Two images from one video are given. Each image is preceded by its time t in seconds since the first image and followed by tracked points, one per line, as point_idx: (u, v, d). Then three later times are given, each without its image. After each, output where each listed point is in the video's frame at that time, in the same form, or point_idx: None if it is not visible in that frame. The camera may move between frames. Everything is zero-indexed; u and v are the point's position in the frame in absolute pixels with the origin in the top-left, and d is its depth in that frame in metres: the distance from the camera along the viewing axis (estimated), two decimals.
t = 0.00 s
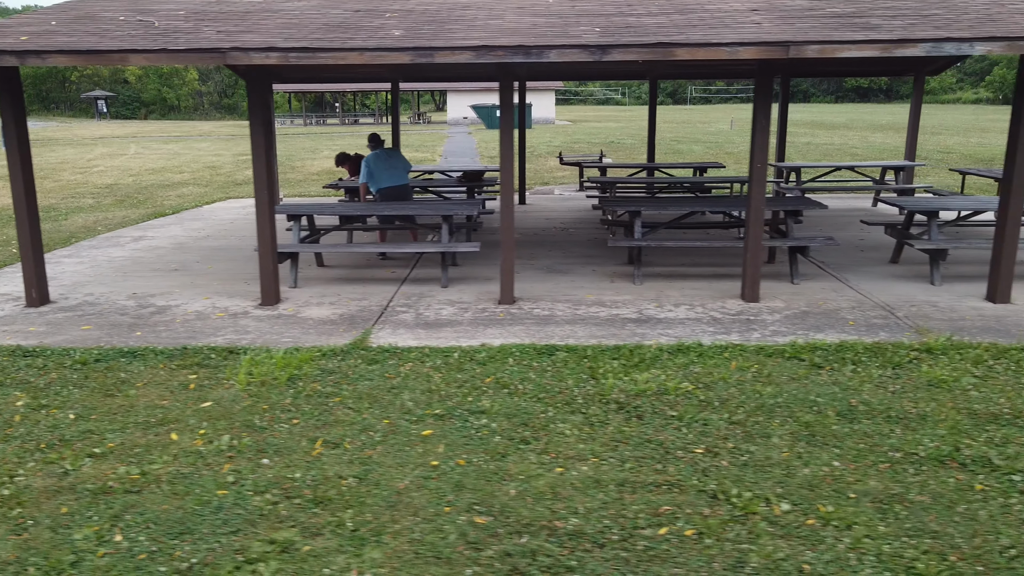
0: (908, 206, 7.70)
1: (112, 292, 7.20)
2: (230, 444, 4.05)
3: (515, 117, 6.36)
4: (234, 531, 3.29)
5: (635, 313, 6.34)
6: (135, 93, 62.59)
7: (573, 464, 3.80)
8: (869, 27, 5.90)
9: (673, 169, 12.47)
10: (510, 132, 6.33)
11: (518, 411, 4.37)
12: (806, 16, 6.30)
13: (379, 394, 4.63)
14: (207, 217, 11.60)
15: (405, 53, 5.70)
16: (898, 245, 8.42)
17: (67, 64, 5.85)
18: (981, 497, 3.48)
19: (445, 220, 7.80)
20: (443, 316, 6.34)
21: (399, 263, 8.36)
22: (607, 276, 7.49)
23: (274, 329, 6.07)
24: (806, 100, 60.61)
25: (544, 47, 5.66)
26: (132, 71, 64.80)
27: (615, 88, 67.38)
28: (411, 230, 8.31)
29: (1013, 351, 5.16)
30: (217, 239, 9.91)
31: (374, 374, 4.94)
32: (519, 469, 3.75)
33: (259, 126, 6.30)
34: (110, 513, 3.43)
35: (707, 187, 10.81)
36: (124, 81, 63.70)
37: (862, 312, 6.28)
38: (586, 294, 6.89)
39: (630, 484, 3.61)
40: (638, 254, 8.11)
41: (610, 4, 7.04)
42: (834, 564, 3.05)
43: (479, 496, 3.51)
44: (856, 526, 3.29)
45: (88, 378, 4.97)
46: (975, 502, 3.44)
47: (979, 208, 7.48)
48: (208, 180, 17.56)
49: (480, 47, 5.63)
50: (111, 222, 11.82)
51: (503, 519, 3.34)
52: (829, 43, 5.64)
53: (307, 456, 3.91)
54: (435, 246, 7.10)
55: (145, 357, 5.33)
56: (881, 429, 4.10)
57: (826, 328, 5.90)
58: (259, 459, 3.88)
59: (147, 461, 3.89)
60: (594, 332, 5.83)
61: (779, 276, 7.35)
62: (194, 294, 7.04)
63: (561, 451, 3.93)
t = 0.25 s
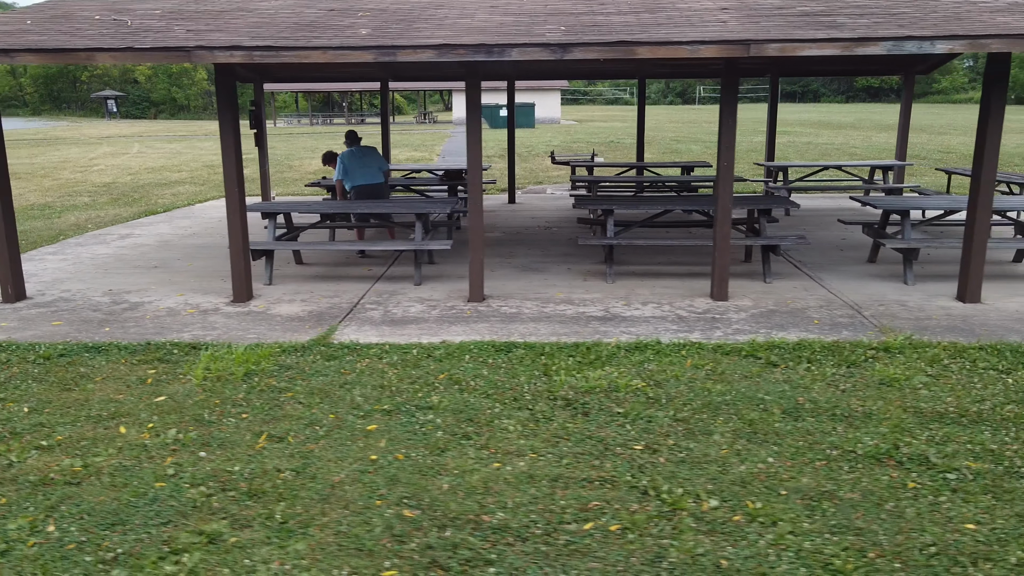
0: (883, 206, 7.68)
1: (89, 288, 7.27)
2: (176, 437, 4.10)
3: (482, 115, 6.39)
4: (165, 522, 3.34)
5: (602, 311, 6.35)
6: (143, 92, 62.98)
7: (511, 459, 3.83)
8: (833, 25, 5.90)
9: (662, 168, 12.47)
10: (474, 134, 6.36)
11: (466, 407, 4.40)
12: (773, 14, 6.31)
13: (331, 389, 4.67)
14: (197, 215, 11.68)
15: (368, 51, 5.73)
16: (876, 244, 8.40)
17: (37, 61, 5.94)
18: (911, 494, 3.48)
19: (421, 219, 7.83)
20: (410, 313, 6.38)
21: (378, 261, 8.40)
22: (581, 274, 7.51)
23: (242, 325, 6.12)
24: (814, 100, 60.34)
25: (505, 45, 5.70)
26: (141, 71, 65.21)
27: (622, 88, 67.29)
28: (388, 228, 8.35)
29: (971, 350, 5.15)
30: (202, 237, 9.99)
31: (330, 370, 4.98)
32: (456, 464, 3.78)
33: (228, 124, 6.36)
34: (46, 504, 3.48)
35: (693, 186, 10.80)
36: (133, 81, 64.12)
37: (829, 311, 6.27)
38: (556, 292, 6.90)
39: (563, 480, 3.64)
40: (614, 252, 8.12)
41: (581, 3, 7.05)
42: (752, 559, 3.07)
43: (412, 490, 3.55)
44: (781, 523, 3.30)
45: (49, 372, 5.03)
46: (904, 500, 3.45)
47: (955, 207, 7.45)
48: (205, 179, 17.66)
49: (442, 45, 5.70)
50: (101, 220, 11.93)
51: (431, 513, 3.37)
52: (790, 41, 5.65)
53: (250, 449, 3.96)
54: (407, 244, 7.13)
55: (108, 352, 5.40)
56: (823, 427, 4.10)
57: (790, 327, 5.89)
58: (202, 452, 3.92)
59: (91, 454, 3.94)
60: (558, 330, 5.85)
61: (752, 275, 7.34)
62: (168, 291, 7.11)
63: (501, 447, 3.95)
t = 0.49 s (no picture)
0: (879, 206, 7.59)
1: (89, 283, 7.45)
2: (144, 427, 4.20)
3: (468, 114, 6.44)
4: (118, 508, 3.43)
5: (585, 309, 6.37)
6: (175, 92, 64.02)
7: (464, 454, 3.87)
8: (817, 23, 5.87)
9: (670, 168, 12.42)
10: (460, 133, 6.42)
11: (429, 402, 4.45)
12: (759, 12, 6.29)
13: (302, 383, 4.75)
14: (207, 212, 11.88)
15: (351, 51, 5.82)
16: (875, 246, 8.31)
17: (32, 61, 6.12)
18: (858, 495, 3.46)
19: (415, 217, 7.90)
20: (396, 310, 6.45)
21: (375, 258, 8.49)
22: (572, 273, 7.52)
23: (229, 320, 6.23)
24: (843, 99, 59.53)
25: (486, 44, 5.75)
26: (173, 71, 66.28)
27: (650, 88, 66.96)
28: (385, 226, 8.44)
29: (949, 352, 5.09)
30: (208, 233, 10.16)
31: (305, 364, 5.06)
32: (409, 458, 3.83)
33: (219, 122, 6.49)
34: (8, 488, 3.60)
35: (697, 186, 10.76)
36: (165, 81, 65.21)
37: (815, 311, 6.22)
38: (544, 290, 6.93)
39: (512, 475, 3.67)
40: (608, 251, 8.12)
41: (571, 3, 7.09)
42: (684, 555, 3.08)
43: (361, 482, 3.61)
44: (721, 521, 3.30)
45: (35, 363, 5.18)
46: (848, 500, 3.43)
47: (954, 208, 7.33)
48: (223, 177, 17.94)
49: (424, 45, 5.77)
50: (115, 217, 12.18)
51: (376, 505, 3.42)
52: (771, 40, 5.63)
53: (212, 439, 4.04)
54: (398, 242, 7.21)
55: (95, 344, 5.53)
56: (782, 426, 4.09)
57: (771, 327, 5.86)
58: (166, 442, 4.02)
59: (60, 442, 4.05)
60: (537, 328, 5.88)
61: (744, 275, 7.31)
62: (164, 286, 7.25)
63: (457, 442, 4.00)
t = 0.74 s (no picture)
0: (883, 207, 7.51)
1: (99, 277, 7.64)
2: (129, 417, 4.31)
3: (465, 113, 6.50)
4: (93, 495, 3.53)
5: (580, 308, 6.38)
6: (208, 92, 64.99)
7: (436, 448, 3.92)
8: (812, 22, 5.84)
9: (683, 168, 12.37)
10: (457, 133, 6.49)
11: (410, 397, 4.51)
12: (756, 11, 6.27)
13: (288, 376, 4.83)
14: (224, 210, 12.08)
15: (347, 51, 5.92)
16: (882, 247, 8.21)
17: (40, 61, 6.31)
18: (822, 495, 3.45)
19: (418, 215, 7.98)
20: (392, 307, 6.52)
21: (380, 256, 8.58)
22: (572, 272, 7.54)
23: (228, 315, 6.35)
24: (876, 99, 58.60)
25: (479, 44, 5.81)
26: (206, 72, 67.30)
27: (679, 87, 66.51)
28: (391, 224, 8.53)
29: (940, 355, 5.02)
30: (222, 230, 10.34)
31: (294, 358, 5.15)
32: (381, 451, 3.89)
33: (221, 120, 6.62)
34: None
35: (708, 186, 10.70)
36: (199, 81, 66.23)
37: (811, 312, 6.17)
38: (542, 289, 6.95)
39: (479, 469, 3.71)
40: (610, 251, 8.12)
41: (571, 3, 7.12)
42: (638, 551, 3.09)
43: (331, 474, 3.67)
44: (680, 518, 3.31)
45: (36, 354, 5.33)
46: (812, 500, 3.42)
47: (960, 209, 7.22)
48: (246, 176, 18.21)
49: (417, 45, 5.85)
50: (136, 214, 12.45)
51: (341, 497, 3.49)
52: (763, 38, 5.62)
53: (194, 430, 4.14)
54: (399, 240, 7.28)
55: (95, 336, 5.68)
56: (756, 426, 4.08)
57: (764, 327, 5.83)
58: (148, 432, 4.12)
59: (48, 430, 4.18)
60: (529, 326, 5.91)
61: (744, 276, 7.27)
62: (170, 281, 7.41)
63: (431, 436, 4.05)
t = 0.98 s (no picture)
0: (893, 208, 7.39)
1: (118, 271, 7.92)
2: (119, 403, 4.50)
3: (466, 112, 6.59)
4: (71, 475, 3.70)
5: (575, 306, 6.42)
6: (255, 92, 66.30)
7: (403, 439, 4.01)
8: (808, 20, 5.80)
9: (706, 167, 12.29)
10: (457, 132, 6.58)
11: (388, 390, 4.61)
12: (755, 10, 6.24)
13: (276, 367, 4.98)
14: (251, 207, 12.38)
15: (346, 51, 6.06)
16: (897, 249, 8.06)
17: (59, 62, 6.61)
18: (775, 494, 3.45)
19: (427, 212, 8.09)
20: (392, 302, 6.64)
21: (392, 253, 8.72)
22: (576, 270, 7.58)
23: (233, 308, 6.54)
24: (928, 99, 57.10)
25: (474, 43, 5.90)
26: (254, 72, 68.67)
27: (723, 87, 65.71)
28: (402, 222, 8.66)
29: (928, 358, 4.94)
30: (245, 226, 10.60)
31: (285, 349, 5.29)
32: (350, 441, 3.99)
33: (230, 119, 6.82)
34: None
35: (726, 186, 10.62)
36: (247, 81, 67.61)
37: (808, 313, 6.11)
38: (542, 287, 7.00)
39: (441, 461, 3.79)
40: (618, 250, 8.13)
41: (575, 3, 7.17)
42: (579, 542, 3.14)
43: (297, 462, 3.79)
44: (628, 513, 3.34)
45: (45, 342, 5.58)
46: (763, 499, 3.42)
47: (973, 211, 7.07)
48: (280, 174, 18.60)
49: (414, 45, 5.97)
50: (168, 210, 12.83)
51: (303, 484, 3.60)
52: (757, 37, 5.60)
53: (176, 417, 4.30)
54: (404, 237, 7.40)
55: (102, 326, 5.91)
56: (723, 424, 4.08)
57: (756, 327, 5.79)
58: (133, 418, 4.30)
59: (41, 414, 4.39)
60: (520, 322, 5.97)
61: (748, 276, 7.22)
62: (185, 275, 7.65)
63: (401, 428, 4.14)
